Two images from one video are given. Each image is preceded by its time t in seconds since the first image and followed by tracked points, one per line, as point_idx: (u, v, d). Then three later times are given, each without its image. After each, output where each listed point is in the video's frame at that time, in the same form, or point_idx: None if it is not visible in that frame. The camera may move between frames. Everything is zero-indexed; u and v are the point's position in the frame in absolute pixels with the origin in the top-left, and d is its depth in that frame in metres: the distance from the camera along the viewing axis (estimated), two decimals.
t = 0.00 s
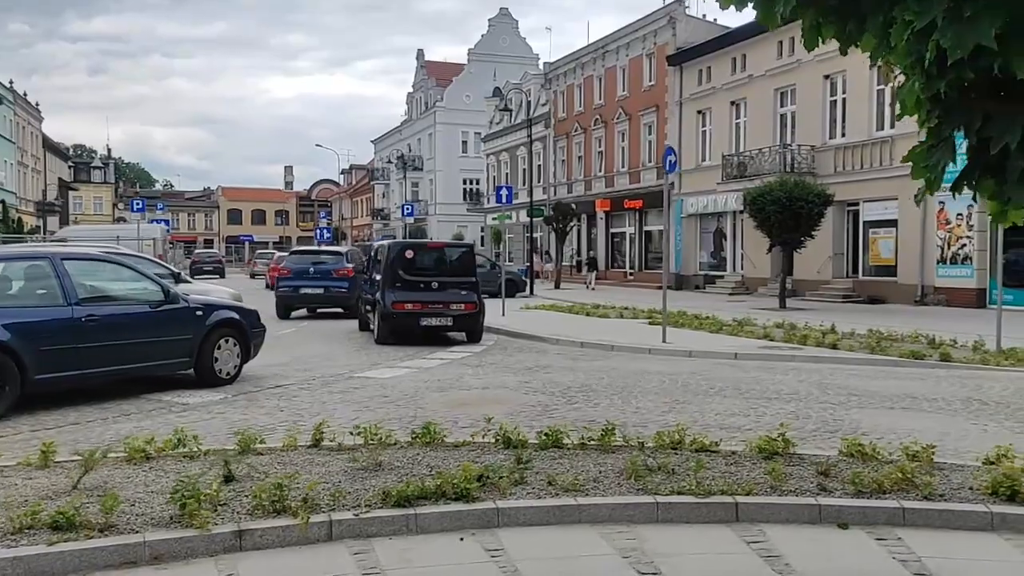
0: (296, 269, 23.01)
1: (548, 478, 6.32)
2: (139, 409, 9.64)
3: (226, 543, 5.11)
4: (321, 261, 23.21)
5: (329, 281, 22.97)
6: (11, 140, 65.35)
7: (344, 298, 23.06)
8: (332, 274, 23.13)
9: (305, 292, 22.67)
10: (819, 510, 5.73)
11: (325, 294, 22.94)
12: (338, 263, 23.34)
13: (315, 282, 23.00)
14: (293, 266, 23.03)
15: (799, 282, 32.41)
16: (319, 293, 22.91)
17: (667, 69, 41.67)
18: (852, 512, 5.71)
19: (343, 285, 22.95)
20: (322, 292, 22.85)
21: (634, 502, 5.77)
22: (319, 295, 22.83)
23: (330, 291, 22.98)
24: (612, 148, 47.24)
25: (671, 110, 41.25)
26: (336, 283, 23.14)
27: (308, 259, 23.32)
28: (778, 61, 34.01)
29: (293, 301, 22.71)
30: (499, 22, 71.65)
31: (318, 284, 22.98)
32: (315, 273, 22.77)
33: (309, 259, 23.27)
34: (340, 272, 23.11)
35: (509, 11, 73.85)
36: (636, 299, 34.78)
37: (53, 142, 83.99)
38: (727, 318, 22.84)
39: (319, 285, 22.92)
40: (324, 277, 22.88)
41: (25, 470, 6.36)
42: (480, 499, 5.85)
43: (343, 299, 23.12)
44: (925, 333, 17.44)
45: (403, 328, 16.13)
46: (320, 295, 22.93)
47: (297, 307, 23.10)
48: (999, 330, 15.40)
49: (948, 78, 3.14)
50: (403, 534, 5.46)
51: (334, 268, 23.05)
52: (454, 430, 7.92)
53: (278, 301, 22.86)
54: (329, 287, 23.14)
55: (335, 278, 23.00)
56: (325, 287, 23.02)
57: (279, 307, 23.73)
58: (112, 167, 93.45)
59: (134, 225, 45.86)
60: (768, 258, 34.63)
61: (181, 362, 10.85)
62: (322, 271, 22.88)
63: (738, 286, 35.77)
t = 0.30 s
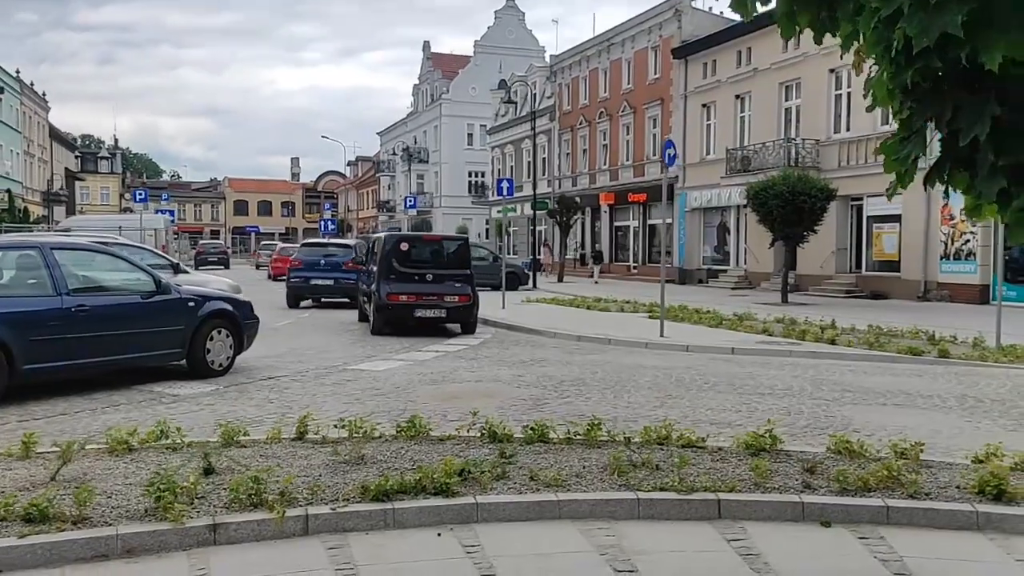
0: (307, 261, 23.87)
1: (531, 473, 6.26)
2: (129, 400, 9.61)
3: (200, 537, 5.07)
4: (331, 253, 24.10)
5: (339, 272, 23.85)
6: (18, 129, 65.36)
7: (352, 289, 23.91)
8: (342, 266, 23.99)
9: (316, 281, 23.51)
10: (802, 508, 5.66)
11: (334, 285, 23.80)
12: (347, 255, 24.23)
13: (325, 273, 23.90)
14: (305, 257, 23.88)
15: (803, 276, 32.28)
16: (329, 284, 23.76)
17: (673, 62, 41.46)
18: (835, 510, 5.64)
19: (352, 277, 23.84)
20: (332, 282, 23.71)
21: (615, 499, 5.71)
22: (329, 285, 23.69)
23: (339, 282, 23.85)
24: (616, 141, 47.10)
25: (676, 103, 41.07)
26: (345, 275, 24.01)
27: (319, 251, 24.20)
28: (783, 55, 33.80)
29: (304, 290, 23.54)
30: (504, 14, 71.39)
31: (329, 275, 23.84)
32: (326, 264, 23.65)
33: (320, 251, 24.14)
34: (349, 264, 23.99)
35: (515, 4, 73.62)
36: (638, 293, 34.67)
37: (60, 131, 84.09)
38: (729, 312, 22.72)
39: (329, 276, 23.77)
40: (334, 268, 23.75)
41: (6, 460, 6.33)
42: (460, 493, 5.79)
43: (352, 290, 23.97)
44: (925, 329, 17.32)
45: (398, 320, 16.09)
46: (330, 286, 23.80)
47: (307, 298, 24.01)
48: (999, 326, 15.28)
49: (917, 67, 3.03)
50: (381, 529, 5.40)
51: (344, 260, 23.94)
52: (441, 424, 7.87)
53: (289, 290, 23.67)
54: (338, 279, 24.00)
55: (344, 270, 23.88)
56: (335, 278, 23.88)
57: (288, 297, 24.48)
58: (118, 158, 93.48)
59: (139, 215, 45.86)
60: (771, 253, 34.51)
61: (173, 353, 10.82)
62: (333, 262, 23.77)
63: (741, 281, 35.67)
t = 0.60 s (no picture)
0: (315, 259, 24.20)
1: (518, 474, 6.17)
2: (119, 398, 9.54)
3: (180, 537, 5.00)
4: (338, 252, 24.45)
5: (346, 271, 24.22)
6: (20, 125, 65.28)
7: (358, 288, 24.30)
8: (348, 265, 24.35)
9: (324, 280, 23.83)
10: (792, 511, 5.58)
11: (341, 284, 24.16)
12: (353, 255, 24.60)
13: (332, 271, 24.22)
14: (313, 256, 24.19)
15: (803, 277, 32.19)
16: (336, 282, 24.12)
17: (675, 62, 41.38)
18: (825, 514, 5.56)
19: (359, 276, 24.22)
20: (339, 281, 24.06)
21: (602, 501, 5.63)
22: (336, 284, 24.04)
23: (345, 281, 24.21)
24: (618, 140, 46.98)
25: (678, 103, 40.95)
26: (351, 274, 24.38)
27: (326, 250, 24.54)
28: (786, 55, 33.68)
29: (311, 288, 23.84)
30: (508, 13, 71.26)
31: (335, 274, 24.18)
32: (333, 263, 23.99)
33: (327, 250, 24.48)
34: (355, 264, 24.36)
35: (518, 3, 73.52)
36: (639, 293, 34.57)
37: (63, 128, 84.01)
38: (728, 313, 22.61)
39: (336, 274, 24.12)
40: (341, 267, 24.11)
41: None
42: (445, 494, 5.72)
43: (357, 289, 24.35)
44: (924, 331, 17.23)
45: (391, 317, 16.08)
46: (337, 284, 24.14)
47: (312, 295, 24.25)
48: (998, 329, 15.17)
49: (899, 62, 2.96)
50: (364, 530, 5.34)
51: (351, 260, 24.30)
52: (430, 424, 7.80)
53: (296, 288, 23.94)
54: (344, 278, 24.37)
55: (350, 269, 24.24)
56: (341, 277, 24.22)
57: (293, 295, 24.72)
58: (120, 155, 93.40)
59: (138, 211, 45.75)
60: (772, 254, 34.41)
61: (165, 350, 10.75)
62: (340, 261, 24.11)
63: (742, 282, 35.59)
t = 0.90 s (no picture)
0: (317, 261, 24.31)
1: (508, 480, 6.09)
2: (109, 401, 9.45)
3: (163, 545, 4.92)
4: (340, 255, 24.60)
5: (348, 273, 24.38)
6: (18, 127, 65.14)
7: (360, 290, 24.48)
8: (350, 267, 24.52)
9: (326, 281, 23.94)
10: (786, 518, 5.50)
11: (343, 285, 24.31)
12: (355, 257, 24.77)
13: (334, 273, 24.35)
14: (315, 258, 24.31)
15: (801, 279, 32.13)
16: (338, 284, 24.26)
17: (673, 64, 41.33)
18: (820, 520, 5.48)
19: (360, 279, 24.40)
20: (341, 283, 24.22)
21: (593, 507, 5.55)
22: (338, 285, 24.18)
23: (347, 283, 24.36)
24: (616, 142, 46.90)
25: (677, 105, 40.88)
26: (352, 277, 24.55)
27: (328, 252, 24.67)
28: (784, 57, 33.64)
29: (314, 290, 23.93)
30: (506, 15, 71.19)
31: (338, 275, 24.32)
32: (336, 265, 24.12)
33: (329, 252, 24.62)
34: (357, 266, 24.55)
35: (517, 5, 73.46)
36: (637, 295, 34.51)
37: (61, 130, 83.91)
38: (725, 315, 22.54)
39: (338, 276, 24.25)
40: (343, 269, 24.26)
41: None
42: (433, 501, 5.63)
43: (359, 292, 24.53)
44: (921, 334, 17.17)
45: (383, 318, 16.01)
46: (338, 286, 24.28)
47: (313, 297, 24.34)
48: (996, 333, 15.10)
49: (890, 60, 2.88)
50: (351, 537, 5.25)
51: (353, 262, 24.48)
52: (421, 428, 7.71)
53: (298, 290, 24.01)
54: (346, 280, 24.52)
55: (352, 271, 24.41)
56: (343, 279, 24.37)
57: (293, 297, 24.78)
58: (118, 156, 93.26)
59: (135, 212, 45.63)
60: (770, 256, 34.34)
61: (156, 353, 10.66)
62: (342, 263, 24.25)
63: (740, 284, 35.53)
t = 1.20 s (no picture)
0: (320, 264, 24.33)
1: (501, 487, 6.02)
2: (101, 407, 9.37)
3: (151, 555, 4.85)
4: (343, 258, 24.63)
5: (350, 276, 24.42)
6: (14, 131, 65.05)
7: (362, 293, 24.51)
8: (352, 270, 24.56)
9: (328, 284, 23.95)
10: (782, 525, 5.44)
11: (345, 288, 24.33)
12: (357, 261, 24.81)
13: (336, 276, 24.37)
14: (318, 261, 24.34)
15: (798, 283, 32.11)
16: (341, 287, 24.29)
17: (670, 67, 41.31)
18: (817, 527, 5.42)
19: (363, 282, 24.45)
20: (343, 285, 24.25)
21: (587, 514, 5.49)
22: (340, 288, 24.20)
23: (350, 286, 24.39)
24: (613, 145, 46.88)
25: (674, 108, 40.86)
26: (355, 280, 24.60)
27: (331, 256, 24.70)
28: (780, 60, 33.62)
29: (316, 293, 23.95)
30: (504, 18, 71.15)
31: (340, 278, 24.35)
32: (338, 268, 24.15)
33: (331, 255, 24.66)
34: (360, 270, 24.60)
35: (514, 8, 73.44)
36: (635, 298, 34.47)
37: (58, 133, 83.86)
38: (721, 318, 22.51)
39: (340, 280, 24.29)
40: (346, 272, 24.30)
41: None
42: (425, 508, 5.56)
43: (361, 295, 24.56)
44: (919, 338, 17.12)
45: (376, 320, 15.97)
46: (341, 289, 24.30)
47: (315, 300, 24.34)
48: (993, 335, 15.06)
49: (885, 62, 2.84)
50: (341, 546, 5.19)
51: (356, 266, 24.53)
52: (414, 435, 7.65)
53: (301, 292, 24.03)
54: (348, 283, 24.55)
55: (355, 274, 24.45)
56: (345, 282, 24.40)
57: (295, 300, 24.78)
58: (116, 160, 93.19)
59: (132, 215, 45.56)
60: (768, 259, 34.32)
61: (149, 358, 10.59)
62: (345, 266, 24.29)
63: (738, 287, 35.50)
